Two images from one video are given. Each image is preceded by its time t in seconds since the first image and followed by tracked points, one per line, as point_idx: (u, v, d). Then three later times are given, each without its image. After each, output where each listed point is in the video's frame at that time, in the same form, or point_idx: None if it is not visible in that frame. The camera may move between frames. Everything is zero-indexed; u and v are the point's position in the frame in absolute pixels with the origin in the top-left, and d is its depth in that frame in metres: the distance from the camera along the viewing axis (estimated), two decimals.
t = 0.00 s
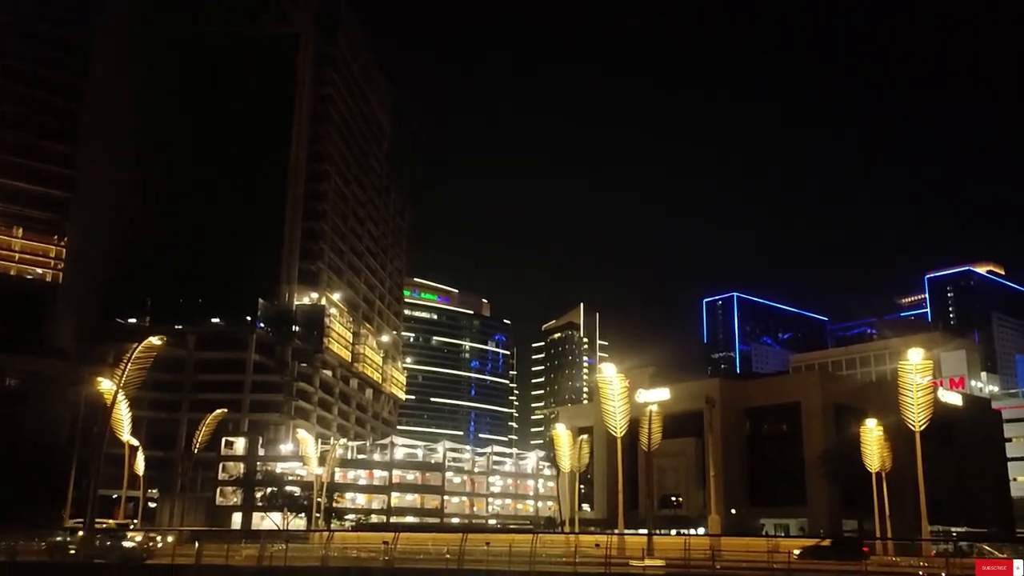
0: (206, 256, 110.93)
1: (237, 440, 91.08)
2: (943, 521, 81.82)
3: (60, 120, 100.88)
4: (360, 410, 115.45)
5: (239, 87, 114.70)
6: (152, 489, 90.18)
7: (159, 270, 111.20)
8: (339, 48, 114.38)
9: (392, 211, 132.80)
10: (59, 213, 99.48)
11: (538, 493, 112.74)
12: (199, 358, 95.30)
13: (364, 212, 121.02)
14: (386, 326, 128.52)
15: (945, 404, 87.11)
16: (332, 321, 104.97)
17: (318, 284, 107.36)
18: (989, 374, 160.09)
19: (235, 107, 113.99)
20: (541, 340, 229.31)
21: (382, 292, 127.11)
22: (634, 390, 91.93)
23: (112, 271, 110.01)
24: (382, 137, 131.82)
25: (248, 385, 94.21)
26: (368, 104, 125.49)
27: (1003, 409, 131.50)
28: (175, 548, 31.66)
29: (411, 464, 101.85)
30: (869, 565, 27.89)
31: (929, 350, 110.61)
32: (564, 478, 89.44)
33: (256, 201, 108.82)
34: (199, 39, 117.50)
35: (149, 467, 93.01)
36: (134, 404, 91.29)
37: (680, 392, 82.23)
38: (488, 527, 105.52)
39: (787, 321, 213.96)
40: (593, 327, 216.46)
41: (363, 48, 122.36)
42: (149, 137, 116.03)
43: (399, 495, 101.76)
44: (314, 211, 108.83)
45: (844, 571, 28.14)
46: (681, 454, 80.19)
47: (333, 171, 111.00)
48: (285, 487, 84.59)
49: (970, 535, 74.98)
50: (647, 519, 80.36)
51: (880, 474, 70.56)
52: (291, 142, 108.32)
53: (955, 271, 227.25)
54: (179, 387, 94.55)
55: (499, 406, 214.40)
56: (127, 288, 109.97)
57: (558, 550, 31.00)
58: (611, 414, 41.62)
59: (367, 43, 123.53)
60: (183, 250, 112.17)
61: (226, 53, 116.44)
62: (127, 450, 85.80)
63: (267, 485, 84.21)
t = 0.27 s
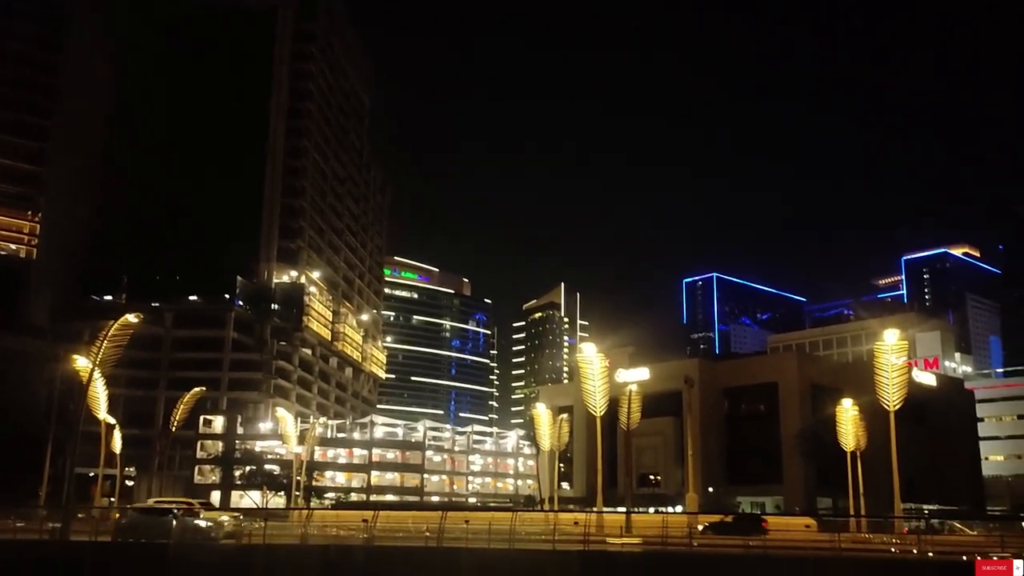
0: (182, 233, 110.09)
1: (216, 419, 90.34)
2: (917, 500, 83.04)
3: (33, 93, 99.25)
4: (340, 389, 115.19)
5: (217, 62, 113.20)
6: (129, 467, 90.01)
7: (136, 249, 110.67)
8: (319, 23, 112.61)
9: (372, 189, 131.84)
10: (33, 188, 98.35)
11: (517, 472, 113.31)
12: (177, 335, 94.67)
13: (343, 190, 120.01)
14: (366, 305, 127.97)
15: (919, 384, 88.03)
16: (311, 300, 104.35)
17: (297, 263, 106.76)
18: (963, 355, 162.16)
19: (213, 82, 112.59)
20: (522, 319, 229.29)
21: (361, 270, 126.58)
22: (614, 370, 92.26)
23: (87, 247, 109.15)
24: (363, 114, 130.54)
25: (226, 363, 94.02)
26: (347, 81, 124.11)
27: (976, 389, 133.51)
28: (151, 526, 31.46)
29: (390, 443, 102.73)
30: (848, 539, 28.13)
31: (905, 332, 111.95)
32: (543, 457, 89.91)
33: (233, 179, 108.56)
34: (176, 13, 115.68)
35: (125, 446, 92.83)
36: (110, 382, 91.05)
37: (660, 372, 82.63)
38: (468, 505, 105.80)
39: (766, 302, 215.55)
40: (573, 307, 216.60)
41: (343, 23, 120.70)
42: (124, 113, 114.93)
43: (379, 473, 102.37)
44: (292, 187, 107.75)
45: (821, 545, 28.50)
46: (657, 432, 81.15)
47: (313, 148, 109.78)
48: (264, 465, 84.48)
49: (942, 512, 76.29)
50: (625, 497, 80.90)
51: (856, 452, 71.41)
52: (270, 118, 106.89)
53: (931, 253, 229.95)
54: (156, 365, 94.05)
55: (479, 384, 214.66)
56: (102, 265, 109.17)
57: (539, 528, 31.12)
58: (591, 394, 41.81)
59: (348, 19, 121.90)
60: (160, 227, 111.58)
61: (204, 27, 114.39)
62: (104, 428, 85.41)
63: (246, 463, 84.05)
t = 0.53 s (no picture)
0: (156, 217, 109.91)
1: (187, 401, 88.77)
2: (884, 483, 84.25)
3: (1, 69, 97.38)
4: (313, 371, 114.62)
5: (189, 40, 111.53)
6: (99, 449, 89.66)
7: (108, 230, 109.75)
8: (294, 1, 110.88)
9: (347, 171, 130.73)
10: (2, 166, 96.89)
11: (492, 455, 113.54)
12: (147, 316, 94.39)
13: (318, 171, 118.83)
14: (340, 287, 127.25)
15: (888, 369, 89.16)
16: (284, 282, 103.18)
17: (271, 244, 105.62)
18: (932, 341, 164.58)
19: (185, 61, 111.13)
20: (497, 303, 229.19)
21: (336, 252, 125.76)
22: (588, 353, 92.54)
23: (57, 227, 107.87)
24: (338, 94, 129.14)
25: (198, 345, 93.67)
26: (322, 60, 122.64)
27: (944, 374, 135.66)
28: (120, 509, 31.27)
29: (364, 426, 102.90)
30: (814, 521, 28.45)
31: (876, 317, 113.26)
32: (517, 439, 90.25)
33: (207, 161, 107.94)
34: None
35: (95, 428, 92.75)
36: (80, 363, 90.91)
37: (634, 356, 82.97)
38: (443, 488, 106.34)
39: (739, 287, 217.56)
40: (548, 291, 216.80)
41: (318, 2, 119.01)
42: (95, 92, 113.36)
43: (353, 456, 102.23)
44: (266, 168, 106.49)
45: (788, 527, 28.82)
46: (630, 416, 81.78)
47: (287, 128, 108.45)
48: (236, 447, 83.95)
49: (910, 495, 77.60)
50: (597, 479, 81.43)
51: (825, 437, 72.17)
52: (244, 97, 105.30)
53: (902, 240, 231.99)
54: (126, 347, 93.94)
55: (453, 367, 215.18)
56: (72, 247, 108.05)
57: (511, 510, 31.20)
58: (565, 377, 41.93)
59: None
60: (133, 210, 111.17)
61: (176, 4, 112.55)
62: (73, 410, 84.96)
63: (217, 446, 83.41)
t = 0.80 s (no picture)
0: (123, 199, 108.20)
1: (154, 386, 89.26)
2: (850, 472, 85.45)
3: None
4: (283, 357, 113.86)
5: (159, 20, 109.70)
6: (63, 434, 88.46)
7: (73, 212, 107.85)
8: None
9: (319, 156, 129.54)
10: None
11: (463, 442, 113.79)
12: (114, 300, 92.97)
13: (289, 155, 117.60)
14: (311, 273, 126.27)
15: (855, 359, 90.25)
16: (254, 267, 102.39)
17: (241, 229, 104.41)
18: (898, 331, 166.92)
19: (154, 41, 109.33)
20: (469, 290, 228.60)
21: (307, 237, 124.76)
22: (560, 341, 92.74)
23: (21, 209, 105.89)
24: (310, 78, 127.73)
25: (166, 330, 92.59)
26: (295, 43, 121.18)
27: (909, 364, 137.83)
28: (85, 497, 30.74)
29: (334, 412, 102.35)
30: (783, 508, 28.61)
31: (843, 307, 114.65)
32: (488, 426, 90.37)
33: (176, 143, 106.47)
34: None
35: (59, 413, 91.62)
36: (44, 348, 89.49)
37: (606, 344, 83.23)
38: (413, 475, 107.12)
39: (710, 277, 219.40)
40: (520, 279, 216.75)
41: None
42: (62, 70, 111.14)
43: (323, 443, 101.38)
44: (236, 151, 105.12)
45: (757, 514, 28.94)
46: (601, 403, 82.20)
47: (258, 112, 107.19)
48: (204, 433, 83.09)
49: (875, 483, 78.67)
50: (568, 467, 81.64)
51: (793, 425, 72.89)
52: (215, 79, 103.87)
53: (869, 232, 235.37)
54: (92, 331, 92.71)
55: (425, 354, 214.79)
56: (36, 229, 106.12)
57: (481, 496, 31.20)
58: (537, 364, 41.88)
59: None
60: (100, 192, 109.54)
61: None
62: (36, 395, 83.61)
63: (184, 431, 82.52)
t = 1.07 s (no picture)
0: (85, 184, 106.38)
1: (117, 373, 88.65)
2: (813, 462, 86.68)
3: None
4: (250, 345, 112.87)
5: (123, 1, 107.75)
6: (23, 422, 87.09)
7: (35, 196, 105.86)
8: None
9: (287, 142, 128.17)
10: None
11: (431, 432, 112.85)
12: (76, 286, 91.43)
13: (256, 141, 116.24)
14: (279, 260, 125.15)
15: (819, 351, 91.42)
16: (220, 254, 101.47)
17: (206, 215, 103.00)
18: (861, 323, 169.43)
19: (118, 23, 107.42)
20: (439, 279, 227.94)
21: (275, 225, 123.58)
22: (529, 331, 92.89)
23: None
24: (278, 63, 126.21)
25: (129, 317, 91.40)
26: (263, 27, 119.62)
27: (872, 356, 139.74)
28: (46, 484, 30.21)
29: (301, 401, 101.64)
30: (747, 498, 28.81)
31: (808, 300, 116.06)
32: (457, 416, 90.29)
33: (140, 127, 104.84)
34: None
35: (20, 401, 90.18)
36: (4, 334, 87.90)
37: (575, 334, 83.46)
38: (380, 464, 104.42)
39: (678, 268, 220.99)
40: (490, 268, 216.53)
41: None
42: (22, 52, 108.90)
43: (289, 432, 101.13)
44: (202, 136, 103.74)
45: (722, 504, 29.10)
46: (568, 394, 82.54)
47: (224, 97, 105.81)
48: (168, 422, 82.15)
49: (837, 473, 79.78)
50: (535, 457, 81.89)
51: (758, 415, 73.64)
52: (180, 63, 102.33)
53: (835, 225, 237.15)
54: (54, 318, 91.22)
55: (393, 343, 213.86)
56: None
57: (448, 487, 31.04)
58: (506, 354, 41.86)
59: None
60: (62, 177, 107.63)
61: None
62: None
63: (148, 420, 81.59)
